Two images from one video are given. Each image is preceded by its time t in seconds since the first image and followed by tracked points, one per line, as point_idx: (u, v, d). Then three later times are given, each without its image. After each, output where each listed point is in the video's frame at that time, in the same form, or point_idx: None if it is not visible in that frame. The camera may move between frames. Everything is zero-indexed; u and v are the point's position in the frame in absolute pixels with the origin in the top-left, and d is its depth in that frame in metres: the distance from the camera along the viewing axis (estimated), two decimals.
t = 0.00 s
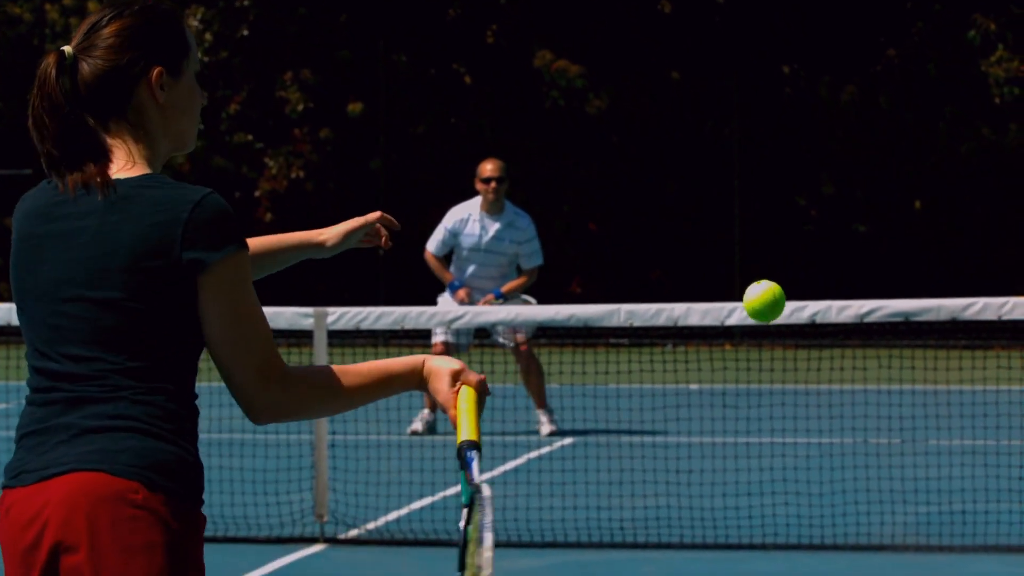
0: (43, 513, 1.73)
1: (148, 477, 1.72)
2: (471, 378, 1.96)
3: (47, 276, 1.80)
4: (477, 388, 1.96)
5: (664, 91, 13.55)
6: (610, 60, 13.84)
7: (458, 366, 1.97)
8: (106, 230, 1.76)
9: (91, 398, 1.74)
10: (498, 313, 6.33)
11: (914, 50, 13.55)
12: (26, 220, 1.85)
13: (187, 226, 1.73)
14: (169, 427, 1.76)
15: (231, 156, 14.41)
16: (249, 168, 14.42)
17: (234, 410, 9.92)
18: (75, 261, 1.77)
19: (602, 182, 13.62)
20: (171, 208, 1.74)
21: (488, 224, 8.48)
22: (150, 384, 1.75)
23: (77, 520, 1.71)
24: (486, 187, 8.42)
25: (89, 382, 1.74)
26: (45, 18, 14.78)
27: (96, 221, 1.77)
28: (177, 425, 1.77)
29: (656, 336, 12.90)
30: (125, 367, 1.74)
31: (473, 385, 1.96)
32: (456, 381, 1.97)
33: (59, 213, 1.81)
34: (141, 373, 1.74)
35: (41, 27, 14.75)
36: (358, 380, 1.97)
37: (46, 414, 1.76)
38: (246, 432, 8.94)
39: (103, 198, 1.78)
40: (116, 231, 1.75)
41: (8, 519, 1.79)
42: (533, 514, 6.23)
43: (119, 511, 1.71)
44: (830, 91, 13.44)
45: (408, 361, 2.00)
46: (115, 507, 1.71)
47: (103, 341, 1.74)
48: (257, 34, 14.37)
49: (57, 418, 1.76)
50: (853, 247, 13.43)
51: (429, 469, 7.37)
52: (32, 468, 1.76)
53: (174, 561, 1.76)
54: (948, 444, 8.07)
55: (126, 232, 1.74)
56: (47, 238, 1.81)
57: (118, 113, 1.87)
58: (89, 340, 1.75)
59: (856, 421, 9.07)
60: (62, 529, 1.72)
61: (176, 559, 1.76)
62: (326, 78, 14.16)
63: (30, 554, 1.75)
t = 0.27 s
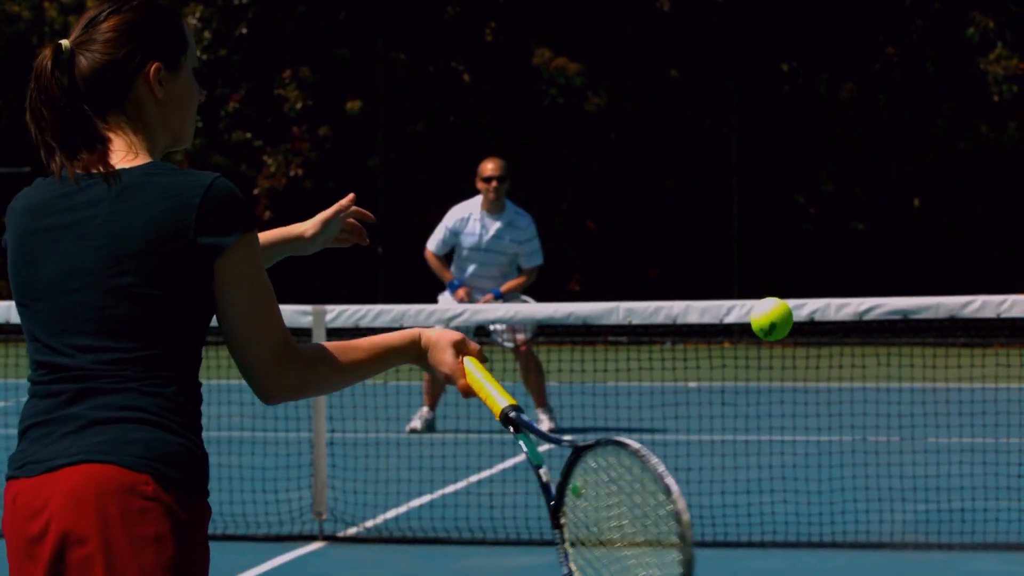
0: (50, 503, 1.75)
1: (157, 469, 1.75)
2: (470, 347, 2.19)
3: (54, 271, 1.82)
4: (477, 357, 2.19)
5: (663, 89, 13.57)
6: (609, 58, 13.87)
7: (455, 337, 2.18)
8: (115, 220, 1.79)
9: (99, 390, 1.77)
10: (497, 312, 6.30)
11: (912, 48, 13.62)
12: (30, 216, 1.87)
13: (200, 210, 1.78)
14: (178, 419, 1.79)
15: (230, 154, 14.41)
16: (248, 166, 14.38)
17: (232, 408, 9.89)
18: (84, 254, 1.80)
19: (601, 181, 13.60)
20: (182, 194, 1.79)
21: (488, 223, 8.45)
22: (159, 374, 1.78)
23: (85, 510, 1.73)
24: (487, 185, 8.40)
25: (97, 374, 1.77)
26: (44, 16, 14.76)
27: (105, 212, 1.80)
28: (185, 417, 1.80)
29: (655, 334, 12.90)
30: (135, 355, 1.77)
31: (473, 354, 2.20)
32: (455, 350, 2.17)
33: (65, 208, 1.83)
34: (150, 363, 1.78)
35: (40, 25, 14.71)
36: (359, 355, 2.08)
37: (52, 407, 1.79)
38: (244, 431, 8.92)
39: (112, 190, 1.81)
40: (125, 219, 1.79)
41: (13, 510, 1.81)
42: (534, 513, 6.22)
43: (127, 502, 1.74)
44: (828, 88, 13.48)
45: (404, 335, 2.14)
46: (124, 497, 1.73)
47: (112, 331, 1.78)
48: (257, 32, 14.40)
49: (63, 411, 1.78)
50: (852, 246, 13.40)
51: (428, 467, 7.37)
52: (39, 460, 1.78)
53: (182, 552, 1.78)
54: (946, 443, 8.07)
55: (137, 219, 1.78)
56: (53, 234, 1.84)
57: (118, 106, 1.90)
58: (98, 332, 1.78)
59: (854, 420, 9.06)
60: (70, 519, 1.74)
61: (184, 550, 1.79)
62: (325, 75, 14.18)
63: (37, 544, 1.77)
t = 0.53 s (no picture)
0: (55, 495, 1.77)
1: (163, 462, 1.77)
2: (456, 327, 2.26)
3: (56, 264, 1.84)
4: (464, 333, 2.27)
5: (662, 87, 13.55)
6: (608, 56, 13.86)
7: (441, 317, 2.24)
8: (119, 210, 1.80)
9: (104, 383, 1.78)
10: (496, 309, 6.29)
11: (911, 46, 13.61)
12: (29, 208, 1.88)
13: (208, 194, 1.79)
14: (183, 412, 1.81)
15: (229, 152, 14.41)
16: (247, 163, 14.39)
17: (231, 406, 9.89)
18: (86, 245, 1.81)
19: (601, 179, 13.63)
20: (188, 181, 1.80)
21: (490, 222, 8.44)
22: (163, 366, 1.80)
23: (90, 503, 1.75)
24: (489, 185, 8.37)
25: (102, 365, 1.79)
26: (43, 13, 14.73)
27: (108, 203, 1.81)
28: (190, 410, 1.82)
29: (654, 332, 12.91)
30: (140, 346, 1.79)
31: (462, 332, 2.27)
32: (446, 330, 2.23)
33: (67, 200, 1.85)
34: (155, 354, 1.79)
35: (40, 23, 14.69)
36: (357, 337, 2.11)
37: (56, 399, 1.80)
38: (243, 428, 8.93)
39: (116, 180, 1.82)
40: (130, 208, 1.80)
41: (17, 500, 1.83)
42: (532, 510, 6.22)
43: (134, 495, 1.76)
44: (827, 86, 13.48)
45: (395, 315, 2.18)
46: (130, 491, 1.76)
47: (118, 321, 1.79)
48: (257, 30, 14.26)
49: (67, 403, 1.80)
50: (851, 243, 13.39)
51: (426, 465, 7.37)
52: (44, 452, 1.80)
53: (187, 543, 1.81)
54: (944, 440, 8.09)
55: (143, 208, 1.79)
56: (55, 226, 1.85)
57: (119, 101, 1.90)
58: (103, 324, 1.79)
59: (853, 418, 9.06)
60: (75, 512, 1.76)
61: (189, 542, 1.81)
62: (325, 73, 14.16)
63: (41, 535, 1.79)
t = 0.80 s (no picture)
0: (61, 488, 1.78)
1: (169, 457, 1.78)
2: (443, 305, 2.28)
3: (58, 257, 1.83)
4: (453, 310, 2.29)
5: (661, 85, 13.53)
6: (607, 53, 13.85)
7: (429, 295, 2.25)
8: (123, 201, 1.80)
9: (110, 376, 1.79)
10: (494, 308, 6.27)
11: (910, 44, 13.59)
12: (31, 202, 1.88)
13: (213, 177, 1.80)
14: (189, 405, 1.82)
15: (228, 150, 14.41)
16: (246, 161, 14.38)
17: (230, 404, 9.90)
18: (89, 238, 1.81)
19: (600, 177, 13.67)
20: (192, 168, 1.80)
21: (491, 221, 8.43)
22: (169, 357, 1.81)
23: (96, 498, 1.76)
24: (491, 184, 8.38)
25: (108, 358, 1.79)
26: (42, 11, 14.71)
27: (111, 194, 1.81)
28: (196, 402, 1.83)
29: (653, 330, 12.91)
30: (146, 337, 1.79)
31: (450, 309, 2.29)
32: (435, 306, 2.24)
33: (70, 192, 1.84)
34: (161, 345, 1.80)
35: (39, 21, 14.69)
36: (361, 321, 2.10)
37: (62, 393, 1.81)
38: (242, 426, 8.93)
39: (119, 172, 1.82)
40: (134, 198, 1.80)
41: (23, 494, 1.84)
42: (531, 508, 6.21)
43: (140, 490, 1.77)
44: (826, 84, 13.47)
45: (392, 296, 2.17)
46: (136, 486, 1.77)
47: (123, 311, 1.79)
48: (255, 27, 14.25)
49: (73, 397, 1.80)
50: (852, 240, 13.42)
51: (425, 463, 7.37)
52: (50, 447, 1.81)
53: (192, 538, 1.82)
54: (941, 438, 8.11)
55: (147, 197, 1.80)
56: (58, 219, 1.85)
57: (117, 99, 1.90)
58: (107, 316, 1.79)
59: (850, 416, 9.06)
60: (81, 506, 1.77)
61: (195, 537, 1.82)
62: (323, 71, 14.08)
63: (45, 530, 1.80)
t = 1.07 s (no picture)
0: (64, 483, 1.81)
1: (171, 453, 1.81)
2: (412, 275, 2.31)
3: (60, 253, 1.86)
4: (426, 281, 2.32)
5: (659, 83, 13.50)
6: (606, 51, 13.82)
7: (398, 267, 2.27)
8: (125, 195, 1.83)
9: (115, 370, 1.82)
10: (494, 305, 6.24)
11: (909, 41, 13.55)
12: (34, 199, 1.90)
13: (215, 164, 1.83)
14: (195, 398, 1.85)
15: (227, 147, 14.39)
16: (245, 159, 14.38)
17: (230, 402, 9.89)
18: (91, 231, 1.83)
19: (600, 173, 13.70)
20: (196, 162, 1.83)
21: (491, 220, 8.39)
22: (174, 350, 1.84)
23: (99, 492, 1.79)
24: (491, 182, 8.41)
25: (112, 353, 1.82)
26: (39, 8, 14.68)
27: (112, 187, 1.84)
28: (201, 395, 1.86)
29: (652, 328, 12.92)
30: (151, 331, 1.82)
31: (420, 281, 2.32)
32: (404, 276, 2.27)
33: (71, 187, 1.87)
34: (166, 339, 1.83)
35: (37, 18, 14.66)
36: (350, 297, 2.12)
37: (67, 390, 1.83)
38: (241, 424, 8.92)
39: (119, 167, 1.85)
40: (138, 192, 1.83)
41: (25, 489, 1.86)
42: (529, 506, 6.22)
43: (142, 486, 1.80)
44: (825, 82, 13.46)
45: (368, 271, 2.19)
46: (139, 481, 1.80)
47: (128, 304, 1.82)
48: (253, 25, 14.18)
49: (78, 391, 1.83)
50: (850, 239, 13.58)
51: (425, 460, 7.37)
52: (54, 440, 1.83)
53: (194, 534, 1.85)
54: (941, 435, 8.12)
55: (150, 192, 1.82)
56: (58, 216, 1.87)
57: (116, 98, 1.90)
58: (111, 310, 1.82)
59: (849, 414, 9.06)
60: (84, 501, 1.79)
61: (196, 532, 1.85)
62: (322, 70, 13.98)
63: (47, 522, 1.82)
